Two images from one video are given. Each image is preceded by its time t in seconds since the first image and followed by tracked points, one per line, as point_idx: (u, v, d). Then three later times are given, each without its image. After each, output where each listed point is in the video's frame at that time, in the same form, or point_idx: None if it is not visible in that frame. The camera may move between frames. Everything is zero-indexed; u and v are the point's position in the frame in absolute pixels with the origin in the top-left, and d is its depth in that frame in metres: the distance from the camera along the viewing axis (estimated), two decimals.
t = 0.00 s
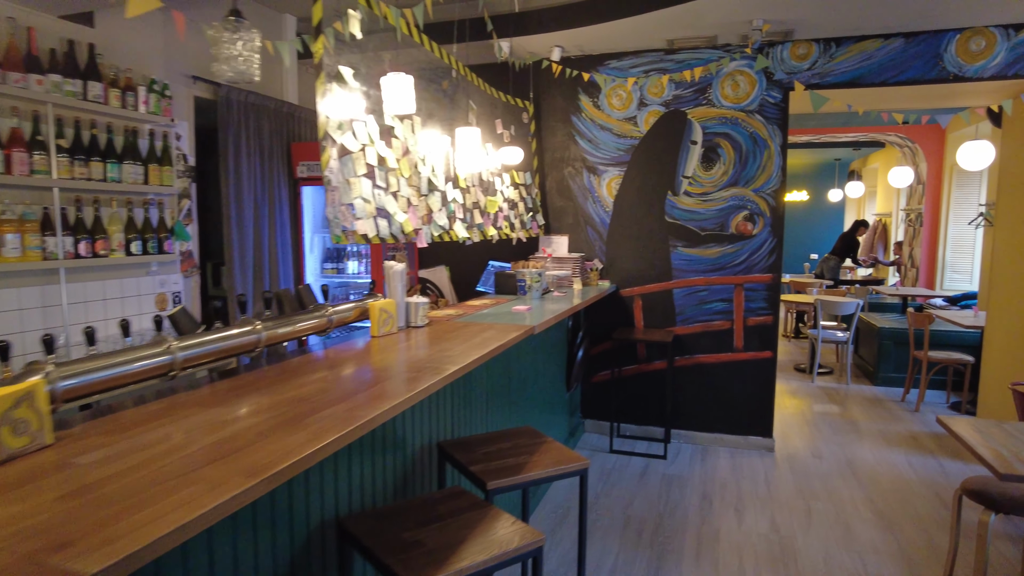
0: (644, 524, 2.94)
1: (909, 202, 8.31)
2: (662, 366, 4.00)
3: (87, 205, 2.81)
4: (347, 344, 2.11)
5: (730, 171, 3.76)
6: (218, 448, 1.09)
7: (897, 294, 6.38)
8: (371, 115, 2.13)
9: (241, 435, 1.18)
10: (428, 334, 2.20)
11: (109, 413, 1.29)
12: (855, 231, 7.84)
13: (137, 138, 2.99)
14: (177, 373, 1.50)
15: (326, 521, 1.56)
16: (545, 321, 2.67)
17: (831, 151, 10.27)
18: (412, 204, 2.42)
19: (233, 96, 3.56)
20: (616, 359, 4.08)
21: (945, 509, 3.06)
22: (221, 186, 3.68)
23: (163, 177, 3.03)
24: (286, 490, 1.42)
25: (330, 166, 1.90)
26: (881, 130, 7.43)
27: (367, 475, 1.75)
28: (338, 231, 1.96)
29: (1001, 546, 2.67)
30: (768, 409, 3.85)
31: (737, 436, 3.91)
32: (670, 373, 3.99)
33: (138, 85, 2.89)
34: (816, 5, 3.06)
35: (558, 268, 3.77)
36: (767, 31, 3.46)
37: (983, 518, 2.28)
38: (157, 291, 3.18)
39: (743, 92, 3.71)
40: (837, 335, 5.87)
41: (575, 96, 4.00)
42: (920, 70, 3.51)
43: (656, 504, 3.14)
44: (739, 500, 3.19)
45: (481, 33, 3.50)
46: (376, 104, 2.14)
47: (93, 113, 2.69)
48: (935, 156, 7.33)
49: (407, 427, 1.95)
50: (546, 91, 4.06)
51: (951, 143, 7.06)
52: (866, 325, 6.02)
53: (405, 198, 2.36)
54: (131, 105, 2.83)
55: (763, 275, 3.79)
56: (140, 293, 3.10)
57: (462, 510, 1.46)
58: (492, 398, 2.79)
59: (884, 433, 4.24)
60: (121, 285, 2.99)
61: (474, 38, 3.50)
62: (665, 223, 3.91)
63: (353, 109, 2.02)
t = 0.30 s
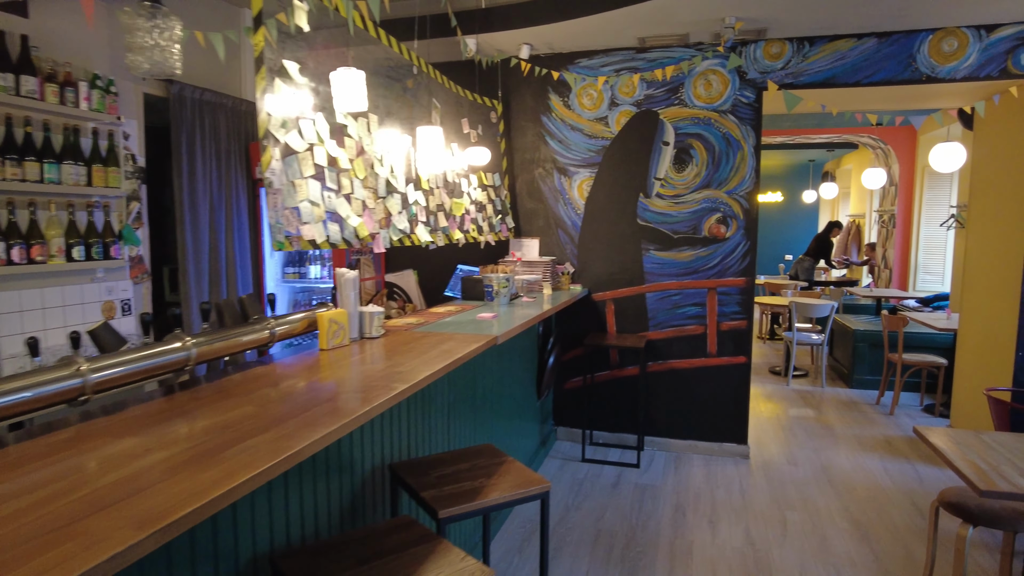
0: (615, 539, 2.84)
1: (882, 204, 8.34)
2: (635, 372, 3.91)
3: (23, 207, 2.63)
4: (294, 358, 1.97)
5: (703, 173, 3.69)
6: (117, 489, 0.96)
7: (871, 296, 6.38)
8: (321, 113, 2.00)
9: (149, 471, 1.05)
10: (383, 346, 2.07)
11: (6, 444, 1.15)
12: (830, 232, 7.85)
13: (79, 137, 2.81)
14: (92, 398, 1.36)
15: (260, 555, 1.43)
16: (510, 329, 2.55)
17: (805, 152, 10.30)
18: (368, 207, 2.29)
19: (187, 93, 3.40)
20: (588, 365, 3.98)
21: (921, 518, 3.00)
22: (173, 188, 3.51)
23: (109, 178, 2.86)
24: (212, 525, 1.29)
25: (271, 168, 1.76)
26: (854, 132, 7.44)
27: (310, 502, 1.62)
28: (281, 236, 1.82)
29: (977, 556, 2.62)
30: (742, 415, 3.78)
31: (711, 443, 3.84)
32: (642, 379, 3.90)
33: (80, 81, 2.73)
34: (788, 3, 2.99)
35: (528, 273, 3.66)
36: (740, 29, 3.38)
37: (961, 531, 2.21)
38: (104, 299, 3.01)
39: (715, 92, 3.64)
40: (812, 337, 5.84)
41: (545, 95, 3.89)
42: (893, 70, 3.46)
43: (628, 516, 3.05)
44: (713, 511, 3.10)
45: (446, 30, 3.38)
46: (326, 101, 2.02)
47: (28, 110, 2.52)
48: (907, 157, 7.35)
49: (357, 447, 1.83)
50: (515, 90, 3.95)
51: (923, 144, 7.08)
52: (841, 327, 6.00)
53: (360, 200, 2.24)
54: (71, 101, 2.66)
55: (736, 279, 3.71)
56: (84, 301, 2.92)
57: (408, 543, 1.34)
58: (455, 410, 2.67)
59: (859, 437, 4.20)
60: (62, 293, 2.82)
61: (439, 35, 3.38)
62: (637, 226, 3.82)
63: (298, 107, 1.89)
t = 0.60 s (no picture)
0: (589, 548, 2.76)
1: (856, 204, 8.38)
2: (609, 375, 3.84)
3: None
4: (245, 366, 1.86)
5: (677, 173, 3.63)
6: (14, 523, 0.84)
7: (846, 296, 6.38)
8: (274, 107, 1.89)
9: (57, 497, 0.94)
10: (341, 353, 1.96)
11: None
12: (804, 232, 7.86)
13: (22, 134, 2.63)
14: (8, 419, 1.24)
15: None
16: (478, 334, 2.45)
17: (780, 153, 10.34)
18: (326, 206, 2.18)
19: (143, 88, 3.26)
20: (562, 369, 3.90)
21: (897, 522, 2.97)
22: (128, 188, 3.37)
23: (56, 176, 2.71)
24: (140, 555, 1.18)
25: (216, 165, 1.65)
26: (829, 133, 7.47)
27: (258, 525, 1.51)
28: (227, 239, 1.69)
29: (954, 561, 2.59)
30: (718, 419, 3.72)
31: (686, 447, 3.78)
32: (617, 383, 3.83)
33: (23, 73, 2.58)
34: None
35: (500, 275, 3.57)
36: (714, 26, 3.32)
37: (939, 538, 2.16)
38: (52, 304, 2.86)
39: (690, 91, 3.58)
40: (787, 338, 5.83)
41: (517, 93, 3.80)
42: (867, 69, 3.42)
43: (602, 525, 2.97)
44: (688, 518, 3.04)
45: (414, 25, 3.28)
46: (280, 95, 1.91)
47: None
48: (881, 158, 7.40)
49: (311, 462, 1.72)
50: (486, 88, 3.86)
51: (896, 145, 7.13)
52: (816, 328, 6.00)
53: (318, 200, 2.13)
54: (13, 95, 2.51)
55: (711, 281, 3.66)
56: (29, 306, 2.76)
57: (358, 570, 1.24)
58: (422, 418, 2.56)
59: (835, 439, 4.17)
60: (5, 298, 2.66)
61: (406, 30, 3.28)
62: (611, 227, 3.75)
63: (248, 100, 1.78)
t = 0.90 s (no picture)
0: (560, 559, 2.68)
1: (826, 205, 8.44)
2: (581, 379, 3.76)
3: None
4: (190, 375, 1.74)
5: (649, 173, 3.57)
6: None
7: (817, 296, 6.41)
8: (222, 100, 1.77)
9: None
10: (295, 362, 1.85)
11: None
12: (775, 233, 7.90)
13: None
14: None
15: None
16: (442, 339, 2.34)
17: (751, 154, 10.40)
18: (279, 206, 2.07)
19: (91, 81, 3.10)
20: (533, 373, 3.81)
21: (871, 526, 2.94)
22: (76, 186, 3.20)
23: None
24: None
25: (154, 161, 1.53)
26: (799, 134, 7.51)
27: (198, 551, 1.40)
28: (167, 240, 1.58)
29: (929, 566, 2.56)
30: (691, 422, 3.67)
31: (659, 451, 3.72)
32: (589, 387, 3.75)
33: None
34: None
35: (469, 277, 3.47)
36: (686, 23, 3.27)
37: (914, 545, 2.12)
38: None
39: (661, 90, 3.52)
40: (760, 339, 5.82)
41: (486, 90, 3.71)
42: (839, 69, 3.40)
43: (574, 534, 2.89)
44: (661, 525, 2.97)
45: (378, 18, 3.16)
46: (228, 87, 1.79)
47: None
48: (850, 160, 7.45)
49: (259, 480, 1.61)
50: (455, 84, 3.75)
51: (866, 147, 7.18)
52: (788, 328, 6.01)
53: (270, 199, 2.02)
54: None
55: (683, 282, 3.61)
56: None
57: None
58: (386, 427, 2.45)
59: (808, 441, 4.15)
60: None
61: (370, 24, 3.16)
62: (583, 228, 3.68)
63: (192, 92, 1.65)
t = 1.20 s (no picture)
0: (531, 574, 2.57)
1: (796, 206, 8.48)
2: (553, 385, 3.66)
3: None
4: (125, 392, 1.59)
5: (621, 174, 3.49)
6: None
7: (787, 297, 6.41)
8: (162, 92, 1.63)
9: None
10: (244, 376, 1.72)
11: None
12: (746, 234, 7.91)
13: None
14: None
15: None
16: (405, 347, 2.23)
17: (721, 155, 10.44)
18: (228, 206, 1.94)
19: (29, 73, 2.90)
20: (503, 378, 3.70)
21: (846, 533, 2.89)
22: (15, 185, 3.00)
23: None
24: None
25: (80, 158, 1.38)
26: (769, 135, 7.52)
27: None
28: (97, 245, 1.43)
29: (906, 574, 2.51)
30: (665, 428, 3.60)
31: (632, 457, 3.64)
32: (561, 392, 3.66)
33: None
34: None
35: (436, 280, 3.35)
36: (658, 20, 3.19)
37: (893, 556, 2.06)
38: None
39: (633, 88, 3.45)
40: (732, 341, 5.79)
41: (453, 87, 3.60)
42: (811, 69, 3.36)
43: (545, 546, 2.79)
44: (635, 535, 2.89)
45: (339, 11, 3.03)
46: (169, 79, 1.64)
47: None
48: (819, 161, 7.49)
49: (200, 507, 1.47)
50: (421, 81, 3.63)
51: (835, 148, 7.23)
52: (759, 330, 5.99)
53: (218, 199, 1.88)
54: None
55: (655, 285, 3.53)
56: None
57: None
58: (346, 441, 2.32)
59: (781, 445, 4.11)
60: None
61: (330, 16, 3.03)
62: (554, 229, 3.58)
63: (126, 81, 1.51)
